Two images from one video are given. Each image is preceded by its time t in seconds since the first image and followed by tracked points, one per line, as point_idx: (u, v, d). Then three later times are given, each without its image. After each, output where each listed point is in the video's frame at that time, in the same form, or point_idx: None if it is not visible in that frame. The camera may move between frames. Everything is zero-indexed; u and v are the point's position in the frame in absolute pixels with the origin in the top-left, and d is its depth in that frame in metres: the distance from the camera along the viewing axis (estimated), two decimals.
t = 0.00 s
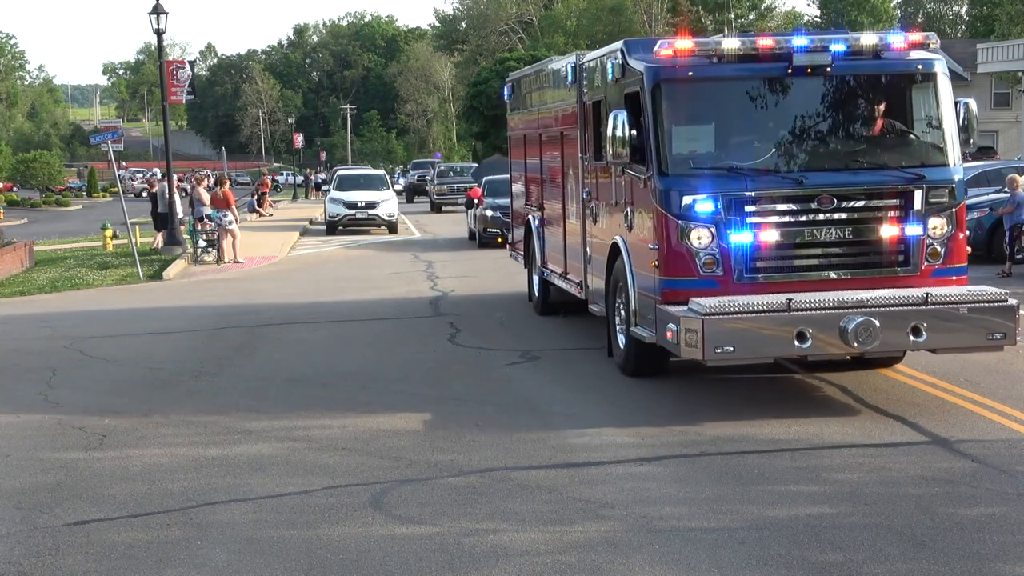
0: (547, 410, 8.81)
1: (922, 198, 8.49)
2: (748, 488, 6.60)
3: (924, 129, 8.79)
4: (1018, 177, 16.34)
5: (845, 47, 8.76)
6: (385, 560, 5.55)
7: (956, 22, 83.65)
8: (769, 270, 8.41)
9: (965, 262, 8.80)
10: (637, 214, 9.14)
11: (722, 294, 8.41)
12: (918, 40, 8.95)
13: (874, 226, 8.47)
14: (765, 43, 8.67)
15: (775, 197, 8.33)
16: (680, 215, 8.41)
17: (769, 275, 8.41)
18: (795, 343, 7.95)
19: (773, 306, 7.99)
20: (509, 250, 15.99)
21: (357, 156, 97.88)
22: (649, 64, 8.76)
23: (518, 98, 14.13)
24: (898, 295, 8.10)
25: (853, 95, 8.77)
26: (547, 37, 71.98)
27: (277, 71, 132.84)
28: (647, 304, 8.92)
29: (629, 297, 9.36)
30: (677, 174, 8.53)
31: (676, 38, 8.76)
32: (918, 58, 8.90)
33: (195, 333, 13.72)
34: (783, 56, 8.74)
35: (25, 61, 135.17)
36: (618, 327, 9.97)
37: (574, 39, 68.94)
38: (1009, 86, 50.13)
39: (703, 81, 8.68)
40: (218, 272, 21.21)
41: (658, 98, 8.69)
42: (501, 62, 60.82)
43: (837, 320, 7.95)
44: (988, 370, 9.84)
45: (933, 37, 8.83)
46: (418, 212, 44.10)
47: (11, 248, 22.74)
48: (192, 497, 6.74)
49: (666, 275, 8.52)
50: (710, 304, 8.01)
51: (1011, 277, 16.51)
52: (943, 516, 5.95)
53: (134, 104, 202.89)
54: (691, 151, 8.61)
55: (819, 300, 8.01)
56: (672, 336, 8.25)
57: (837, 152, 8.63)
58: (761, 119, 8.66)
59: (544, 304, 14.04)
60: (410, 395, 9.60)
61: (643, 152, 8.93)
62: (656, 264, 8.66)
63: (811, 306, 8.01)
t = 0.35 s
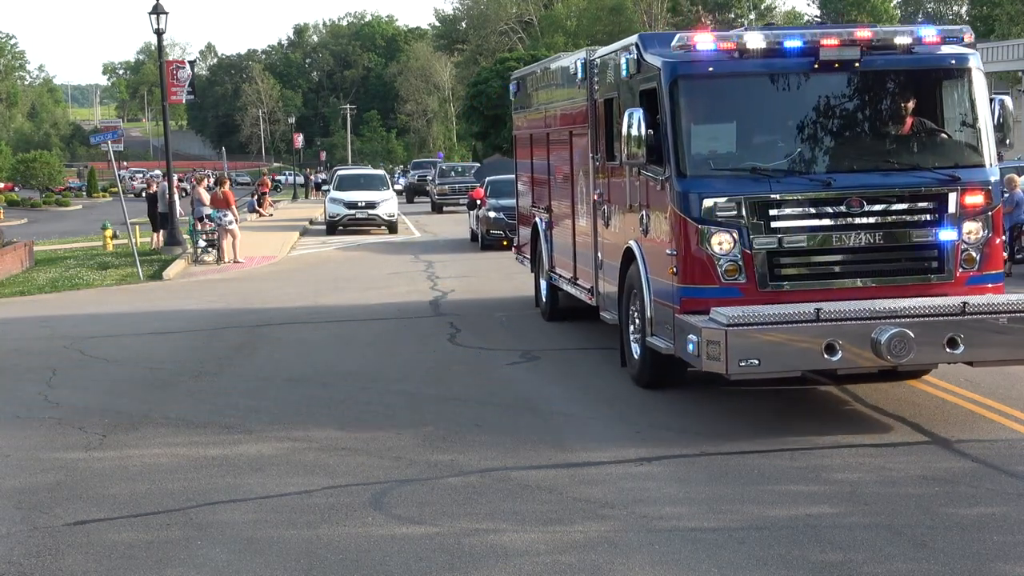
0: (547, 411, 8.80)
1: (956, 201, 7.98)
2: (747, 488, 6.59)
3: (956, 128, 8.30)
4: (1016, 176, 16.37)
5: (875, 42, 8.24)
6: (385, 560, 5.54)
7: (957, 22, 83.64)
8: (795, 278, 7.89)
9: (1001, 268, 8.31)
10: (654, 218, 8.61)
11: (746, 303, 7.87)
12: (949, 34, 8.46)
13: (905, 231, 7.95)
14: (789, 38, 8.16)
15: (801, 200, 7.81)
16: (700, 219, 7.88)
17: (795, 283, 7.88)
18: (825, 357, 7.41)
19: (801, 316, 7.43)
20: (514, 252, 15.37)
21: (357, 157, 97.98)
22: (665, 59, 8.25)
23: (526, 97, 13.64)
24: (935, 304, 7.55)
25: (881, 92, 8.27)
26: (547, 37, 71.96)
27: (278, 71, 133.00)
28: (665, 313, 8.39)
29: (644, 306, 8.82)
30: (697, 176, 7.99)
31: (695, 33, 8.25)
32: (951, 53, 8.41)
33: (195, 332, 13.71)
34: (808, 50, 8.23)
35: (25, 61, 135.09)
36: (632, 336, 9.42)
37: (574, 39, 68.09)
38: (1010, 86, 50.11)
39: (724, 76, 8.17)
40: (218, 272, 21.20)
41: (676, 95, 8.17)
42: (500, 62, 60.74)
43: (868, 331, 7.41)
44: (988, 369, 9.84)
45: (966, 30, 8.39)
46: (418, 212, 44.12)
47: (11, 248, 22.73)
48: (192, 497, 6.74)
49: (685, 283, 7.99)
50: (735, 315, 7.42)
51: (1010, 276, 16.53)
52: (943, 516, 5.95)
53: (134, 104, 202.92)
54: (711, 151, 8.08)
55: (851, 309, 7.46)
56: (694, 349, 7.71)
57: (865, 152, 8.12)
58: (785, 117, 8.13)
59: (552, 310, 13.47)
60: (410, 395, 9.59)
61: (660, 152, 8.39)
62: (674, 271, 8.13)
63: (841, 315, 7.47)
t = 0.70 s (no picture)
0: (547, 411, 8.79)
1: (994, 205, 7.43)
2: (747, 488, 6.59)
3: (993, 128, 7.75)
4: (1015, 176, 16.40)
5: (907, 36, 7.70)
6: (385, 560, 5.54)
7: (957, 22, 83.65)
8: (824, 286, 7.37)
9: None
10: (673, 222, 8.10)
11: (771, 314, 7.35)
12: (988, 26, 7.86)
13: (941, 236, 7.42)
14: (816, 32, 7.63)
15: (829, 204, 7.30)
16: (722, 224, 7.36)
17: (823, 292, 7.36)
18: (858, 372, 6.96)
19: (832, 329, 6.99)
20: (522, 255, 14.90)
21: (357, 157, 98.09)
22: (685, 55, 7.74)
23: (534, 95, 13.16)
24: (973, 317, 7.09)
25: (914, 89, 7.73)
26: (548, 37, 71.99)
27: (278, 71, 133.04)
28: (684, 323, 7.90)
29: (662, 315, 8.33)
30: (718, 179, 7.50)
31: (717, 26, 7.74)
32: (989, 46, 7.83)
33: (195, 332, 13.71)
34: (837, 44, 7.70)
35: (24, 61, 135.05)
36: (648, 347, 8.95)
37: (574, 39, 68.55)
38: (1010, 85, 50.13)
39: (747, 72, 7.63)
40: (218, 272, 21.21)
41: (696, 92, 7.67)
42: (500, 62, 60.70)
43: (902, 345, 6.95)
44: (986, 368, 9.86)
45: (1005, 22, 7.80)
46: (419, 211, 44.11)
47: (11, 248, 22.72)
48: (192, 497, 6.74)
49: (706, 292, 7.51)
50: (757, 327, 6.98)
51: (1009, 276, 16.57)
52: (943, 516, 5.95)
53: (134, 104, 202.92)
54: (733, 152, 7.60)
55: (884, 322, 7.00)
56: (716, 363, 7.24)
57: (897, 154, 7.60)
58: (813, 115, 7.61)
59: (561, 315, 12.98)
60: (410, 395, 9.59)
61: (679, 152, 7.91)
62: (694, 279, 7.64)
63: (873, 329, 7.00)
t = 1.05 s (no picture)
0: (547, 411, 8.79)
1: None
2: (747, 489, 6.58)
3: None
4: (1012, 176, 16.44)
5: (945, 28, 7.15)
6: (385, 560, 5.54)
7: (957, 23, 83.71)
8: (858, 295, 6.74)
9: None
10: (692, 225, 7.50)
11: (801, 326, 6.73)
12: None
13: (982, 243, 6.83)
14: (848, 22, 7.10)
15: (864, 207, 6.71)
16: (748, 228, 6.76)
17: (856, 302, 6.74)
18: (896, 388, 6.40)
19: (868, 342, 6.44)
20: (527, 258, 14.44)
21: (357, 158, 98.23)
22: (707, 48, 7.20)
23: (543, 90, 12.67)
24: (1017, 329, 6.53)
25: (948, 84, 7.22)
26: (548, 37, 72.08)
27: (278, 71, 133.15)
28: (705, 334, 7.31)
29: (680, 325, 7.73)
30: (744, 180, 6.93)
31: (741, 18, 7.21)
32: None
33: (196, 332, 13.72)
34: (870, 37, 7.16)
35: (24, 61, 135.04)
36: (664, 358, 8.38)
37: (574, 40, 68.57)
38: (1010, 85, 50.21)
39: (774, 67, 7.09)
40: (218, 272, 21.22)
41: (719, 88, 7.12)
42: (500, 62, 60.71)
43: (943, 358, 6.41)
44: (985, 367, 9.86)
45: None
46: (419, 212, 44.14)
47: (11, 248, 22.71)
48: (192, 497, 6.74)
49: (729, 301, 6.90)
50: (789, 339, 6.42)
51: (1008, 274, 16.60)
52: (943, 515, 5.95)
53: (133, 104, 202.96)
54: (758, 152, 7.06)
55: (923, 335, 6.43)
56: (742, 378, 6.66)
57: (933, 155, 7.08)
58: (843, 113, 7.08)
59: (570, 322, 12.48)
60: (410, 395, 9.59)
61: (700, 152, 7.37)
62: (716, 286, 7.04)
63: (911, 343, 6.43)
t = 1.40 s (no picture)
0: (547, 411, 8.79)
1: None
2: (747, 488, 6.59)
3: None
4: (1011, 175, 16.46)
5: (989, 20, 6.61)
6: (385, 560, 5.54)
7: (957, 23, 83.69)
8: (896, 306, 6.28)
9: None
10: (717, 231, 7.08)
11: (835, 339, 6.28)
12: None
13: None
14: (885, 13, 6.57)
15: (900, 211, 6.26)
16: (779, 235, 6.34)
17: (895, 314, 6.28)
18: (940, 407, 5.97)
19: (911, 359, 5.98)
20: (535, 261, 13.97)
21: (357, 158, 98.28)
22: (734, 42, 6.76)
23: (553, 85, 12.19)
24: None
25: (990, 80, 6.74)
26: (548, 37, 72.12)
27: (278, 71, 133.18)
28: (732, 347, 6.87)
29: (704, 337, 7.31)
30: (774, 183, 6.49)
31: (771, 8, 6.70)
32: None
33: (196, 332, 13.72)
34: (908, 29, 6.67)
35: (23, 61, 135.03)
36: (686, 371, 7.93)
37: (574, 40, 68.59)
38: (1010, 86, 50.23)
39: (807, 61, 6.62)
40: (218, 272, 21.22)
41: (748, 85, 6.68)
42: (500, 61, 60.68)
43: (990, 377, 5.98)
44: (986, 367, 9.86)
45: None
46: (418, 212, 44.13)
47: (11, 248, 22.71)
48: (192, 497, 6.73)
49: (758, 312, 6.47)
50: (823, 356, 5.98)
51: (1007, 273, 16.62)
52: (943, 515, 5.95)
53: (133, 104, 203.00)
54: (789, 153, 6.60)
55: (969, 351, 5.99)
56: (773, 396, 6.21)
57: (975, 155, 6.61)
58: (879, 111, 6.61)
59: (581, 329, 11.98)
60: (410, 395, 9.58)
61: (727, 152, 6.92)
62: (744, 297, 6.60)
63: (956, 360, 5.99)
